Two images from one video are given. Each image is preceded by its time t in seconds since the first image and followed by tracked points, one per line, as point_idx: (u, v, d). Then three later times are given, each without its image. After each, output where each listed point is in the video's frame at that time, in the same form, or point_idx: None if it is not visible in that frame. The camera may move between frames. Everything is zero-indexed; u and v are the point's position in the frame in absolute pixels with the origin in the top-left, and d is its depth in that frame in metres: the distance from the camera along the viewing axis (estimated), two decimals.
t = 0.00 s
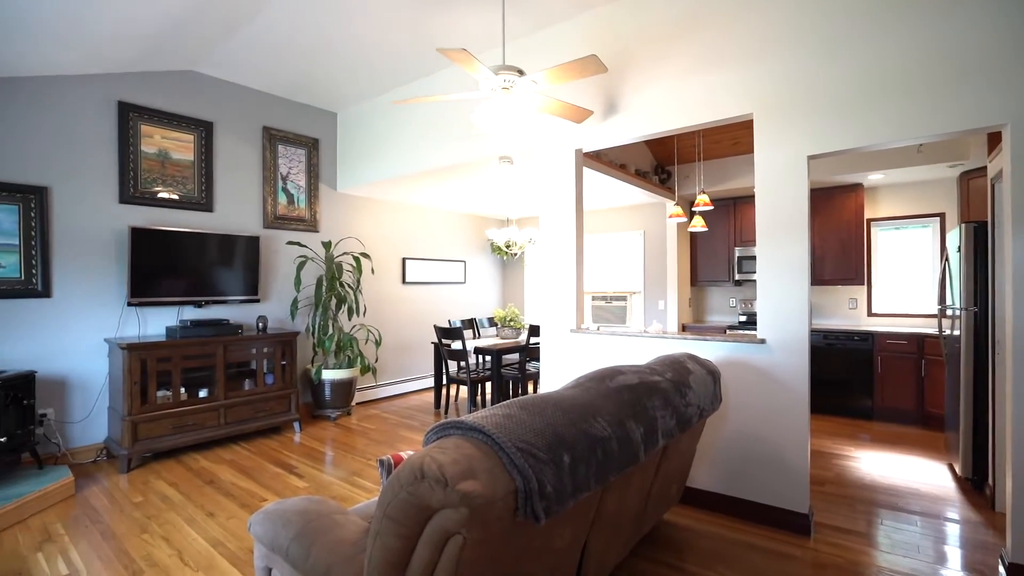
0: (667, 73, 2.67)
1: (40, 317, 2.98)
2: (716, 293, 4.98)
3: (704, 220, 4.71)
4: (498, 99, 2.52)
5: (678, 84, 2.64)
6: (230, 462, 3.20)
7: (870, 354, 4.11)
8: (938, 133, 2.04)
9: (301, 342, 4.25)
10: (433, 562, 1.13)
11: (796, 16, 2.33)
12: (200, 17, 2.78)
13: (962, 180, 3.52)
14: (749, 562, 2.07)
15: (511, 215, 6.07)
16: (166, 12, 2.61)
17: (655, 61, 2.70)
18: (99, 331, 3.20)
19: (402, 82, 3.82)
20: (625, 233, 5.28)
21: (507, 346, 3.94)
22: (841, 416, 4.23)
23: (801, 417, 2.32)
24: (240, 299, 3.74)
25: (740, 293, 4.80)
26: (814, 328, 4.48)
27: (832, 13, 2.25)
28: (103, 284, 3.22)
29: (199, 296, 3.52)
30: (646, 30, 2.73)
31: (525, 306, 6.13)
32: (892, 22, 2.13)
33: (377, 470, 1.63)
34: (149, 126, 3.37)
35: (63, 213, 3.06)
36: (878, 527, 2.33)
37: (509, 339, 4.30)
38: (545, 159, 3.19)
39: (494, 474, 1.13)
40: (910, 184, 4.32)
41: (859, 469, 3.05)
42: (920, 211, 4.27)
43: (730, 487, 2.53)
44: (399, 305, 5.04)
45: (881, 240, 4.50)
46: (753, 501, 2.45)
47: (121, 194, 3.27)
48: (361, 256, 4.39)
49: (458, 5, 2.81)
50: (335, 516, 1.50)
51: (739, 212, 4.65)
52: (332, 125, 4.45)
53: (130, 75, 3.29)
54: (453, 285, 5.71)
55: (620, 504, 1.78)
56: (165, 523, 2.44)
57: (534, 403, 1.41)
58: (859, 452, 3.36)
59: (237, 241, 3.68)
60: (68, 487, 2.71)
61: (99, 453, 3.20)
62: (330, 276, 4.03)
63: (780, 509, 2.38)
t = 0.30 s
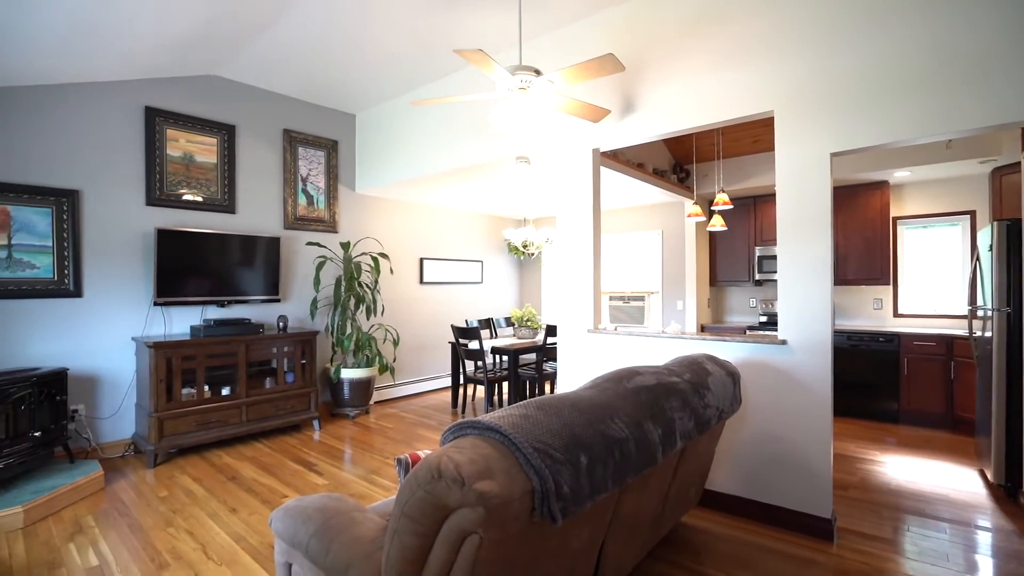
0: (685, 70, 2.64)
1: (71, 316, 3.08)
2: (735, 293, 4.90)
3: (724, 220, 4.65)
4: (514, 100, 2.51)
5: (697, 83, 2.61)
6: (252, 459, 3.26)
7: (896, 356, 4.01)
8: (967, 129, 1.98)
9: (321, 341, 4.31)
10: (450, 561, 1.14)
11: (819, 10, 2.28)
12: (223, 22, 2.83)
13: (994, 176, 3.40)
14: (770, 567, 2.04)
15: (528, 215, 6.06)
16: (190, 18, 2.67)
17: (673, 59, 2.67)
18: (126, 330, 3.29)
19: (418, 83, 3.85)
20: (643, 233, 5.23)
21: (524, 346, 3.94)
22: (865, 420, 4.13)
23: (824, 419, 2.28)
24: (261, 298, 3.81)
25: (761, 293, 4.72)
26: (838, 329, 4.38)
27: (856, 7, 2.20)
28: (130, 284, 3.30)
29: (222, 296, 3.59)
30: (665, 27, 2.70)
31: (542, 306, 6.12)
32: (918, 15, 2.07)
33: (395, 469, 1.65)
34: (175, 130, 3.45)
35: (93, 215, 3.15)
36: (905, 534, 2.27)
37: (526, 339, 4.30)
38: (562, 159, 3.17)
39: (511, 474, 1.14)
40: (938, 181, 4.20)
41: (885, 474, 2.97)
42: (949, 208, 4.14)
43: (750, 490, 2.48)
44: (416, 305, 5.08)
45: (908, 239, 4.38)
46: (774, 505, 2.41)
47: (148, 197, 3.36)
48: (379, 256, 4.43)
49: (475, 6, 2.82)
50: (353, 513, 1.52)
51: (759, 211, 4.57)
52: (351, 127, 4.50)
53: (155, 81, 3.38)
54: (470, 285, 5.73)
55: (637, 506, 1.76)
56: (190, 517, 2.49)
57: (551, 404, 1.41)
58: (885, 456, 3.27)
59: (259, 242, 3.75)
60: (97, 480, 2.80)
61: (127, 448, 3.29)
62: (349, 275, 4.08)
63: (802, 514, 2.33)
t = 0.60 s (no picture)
0: (704, 66, 2.61)
1: (100, 315, 3.17)
2: (756, 293, 4.82)
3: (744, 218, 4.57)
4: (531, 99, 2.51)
5: (716, 79, 2.57)
6: (272, 456, 3.32)
7: (924, 358, 3.89)
8: (998, 123, 1.91)
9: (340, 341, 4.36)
10: (466, 560, 1.14)
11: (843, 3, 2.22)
12: (243, 27, 2.89)
13: None
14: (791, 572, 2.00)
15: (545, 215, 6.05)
16: (212, 24, 2.73)
17: (692, 55, 2.63)
18: (152, 328, 3.37)
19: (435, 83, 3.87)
20: (661, 232, 5.18)
21: (541, 346, 3.93)
22: (891, 423, 4.02)
23: (847, 422, 2.22)
24: (281, 298, 3.87)
25: (782, 292, 4.64)
26: (862, 330, 4.28)
27: None
28: (156, 284, 3.39)
29: (243, 296, 3.66)
30: (684, 24, 2.66)
31: (559, 306, 6.10)
32: (947, 6, 2.00)
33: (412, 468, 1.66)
34: (198, 133, 3.53)
35: (121, 217, 3.24)
36: (934, 541, 2.20)
37: (542, 339, 4.29)
38: (579, 158, 3.16)
39: (528, 474, 1.13)
40: (969, 178, 4.07)
41: (912, 479, 2.89)
42: (980, 205, 4.01)
43: (770, 494, 2.44)
44: (433, 305, 5.10)
45: (936, 237, 4.25)
46: (796, 509, 2.36)
47: (173, 199, 3.44)
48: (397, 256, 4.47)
49: (491, 5, 2.82)
50: (371, 511, 1.53)
51: (780, 210, 4.49)
52: (369, 129, 4.55)
53: (179, 85, 3.46)
54: (487, 285, 5.74)
55: (655, 508, 1.74)
56: (213, 512, 2.55)
57: (567, 404, 1.40)
58: (912, 461, 3.18)
59: (279, 242, 3.81)
60: (125, 475, 2.87)
61: (153, 444, 3.37)
62: (367, 275, 4.12)
63: (826, 518, 2.28)
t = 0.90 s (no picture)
0: (723, 64, 2.57)
1: (127, 314, 3.26)
2: (776, 293, 4.74)
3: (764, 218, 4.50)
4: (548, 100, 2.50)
5: (736, 77, 2.53)
6: (292, 454, 3.37)
7: (952, 360, 3.78)
8: None
9: (358, 340, 4.41)
10: (483, 561, 1.14)
11: None
12: (263, 32, 2.93)
13: None
14: None
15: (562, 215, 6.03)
16: (233, 30, 2.78)
17: (711, 53, 2.60)
18: (176, 328, 3.45)
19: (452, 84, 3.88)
20: (679, 232, 5.12)
21: (557, 346, 3.92)
22: (918, 427, 3.92)
23: (871, 426, 2.17)
24: (301, 298, 3.93)
25: (803, 293, 4.55)
26: (887, 331, 4.18)
27: None
28: (180, 284, 3.47)
29: (264, 296, 3.72)
30: (702, 21, 2.63)
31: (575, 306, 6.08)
32: None
33: (430, 468, 1.67)
34: (220, 136, 3.60)
35: (147, 219, 3.33)
36: (962, 550, 2.14)
37: (559, 339, 4.27)
38: (595, 158, 3.14)
39: (545, 476, 1.13)
40: (1000, 174, 3.94)
41: (940, 485, 2.81)
42: (1012, 203, 3.88)
43: (791, 498, 2.40)
44: (450, 305, 5.13)
45: (965, 236, 4.13)
46: (818, 514, 2.31)
47: (196, 201, 3.52)
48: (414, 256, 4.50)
49: (508, 6, 2.82)
50: (389, 510, 1.54)
51: (801, 209, 4.40)
52: (386, 130, 4.59)
53: (202, 90, 3.53)
54: (503, 285, 5.74)
55: (672, 511, 1.73)
56: (234, 508, 2.60)
57: (584, 406, 1.39)
58: (940, 467, 3.10)
59: (298, 243, 3.87)
60: (150, 470, 2.95)
61: (177, 441, 3.45)
62: (385, 276, 4.16)
63: (849, 524, 2.23)
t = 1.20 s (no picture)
0: (744, 61, 2.53)
1: (154, 314, 3.34)
2: (798, 293, 4.65)
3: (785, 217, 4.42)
4: (565, 99, 2.49)
5: (757, 74, 2.48)
6: (312, 451, 3.42)
7: (983, 363, 3.66)
8: None
9: (377, 340, 4.45)
10: (501, 561, 1.14)
11: None
12: (283, 36, 2.98)
13: None
14: None
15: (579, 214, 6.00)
16: (253, 34, 2.83)
17: (731, 49, 2.56)
18: (201, 327, 3.53)
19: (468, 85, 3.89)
20: (698, 231, 5.06)
21: (575, 346, 3.90)
22: (947, 431, 3.80)
23: (897, 430, 2.11)
24: (320, 298, 3.99)
25: (826, 293, 4.45)
26: (914, 333, 4.07)
27: None
28: (203, 285, 3.54)
29: (284, 296, 3.79)
30: (722, 18, 2.59)
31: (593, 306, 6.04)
32: None
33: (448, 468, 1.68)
34: (243, 140, 3.68)
35: (172, 221, 3.41)
36: (994, 560, 2.07)
37: (577, 339, 4.25)
38: (612, 157, 3.12)
39: (562, 478, 1.13)
40: None
41: (970, 492, 2.72)
42: None
43: (814, 503, 2.35)
44: (467, 305, 5.15)
45: (997, 234, 3.99)
46: (842, 520, 2.26)
47: (219, 203, 3.59)
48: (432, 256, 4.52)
49: (524, 6, 2.82)
50: (407, 509, 1.55)
51: (824, 207, 4.31)
52: (404, 132, 4.62)
53: (225, 95, 3.61)
54: (521, 285, 5.74)
55: (691, 515, 1.70)
56: (256, 504, 2.65)
57: (602, 407, 1.39)
58: (970, 473, 3.00)
59: (318, 244, 3.92)
60: (176, 466, 3.03)
61: (201, 437, 3.53)
62: (403, 276, 4.20)
63: (874, 530, 2.17)
